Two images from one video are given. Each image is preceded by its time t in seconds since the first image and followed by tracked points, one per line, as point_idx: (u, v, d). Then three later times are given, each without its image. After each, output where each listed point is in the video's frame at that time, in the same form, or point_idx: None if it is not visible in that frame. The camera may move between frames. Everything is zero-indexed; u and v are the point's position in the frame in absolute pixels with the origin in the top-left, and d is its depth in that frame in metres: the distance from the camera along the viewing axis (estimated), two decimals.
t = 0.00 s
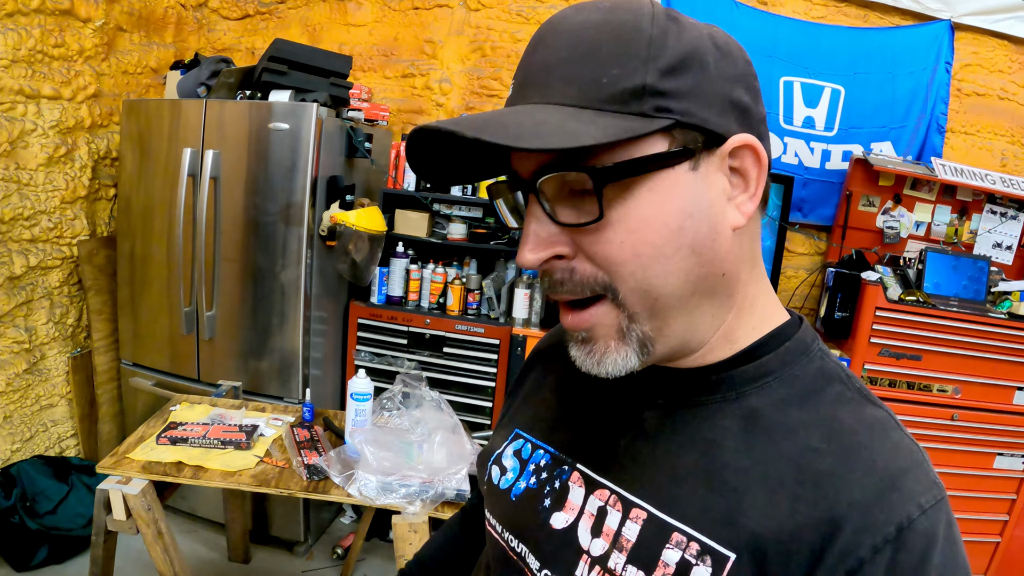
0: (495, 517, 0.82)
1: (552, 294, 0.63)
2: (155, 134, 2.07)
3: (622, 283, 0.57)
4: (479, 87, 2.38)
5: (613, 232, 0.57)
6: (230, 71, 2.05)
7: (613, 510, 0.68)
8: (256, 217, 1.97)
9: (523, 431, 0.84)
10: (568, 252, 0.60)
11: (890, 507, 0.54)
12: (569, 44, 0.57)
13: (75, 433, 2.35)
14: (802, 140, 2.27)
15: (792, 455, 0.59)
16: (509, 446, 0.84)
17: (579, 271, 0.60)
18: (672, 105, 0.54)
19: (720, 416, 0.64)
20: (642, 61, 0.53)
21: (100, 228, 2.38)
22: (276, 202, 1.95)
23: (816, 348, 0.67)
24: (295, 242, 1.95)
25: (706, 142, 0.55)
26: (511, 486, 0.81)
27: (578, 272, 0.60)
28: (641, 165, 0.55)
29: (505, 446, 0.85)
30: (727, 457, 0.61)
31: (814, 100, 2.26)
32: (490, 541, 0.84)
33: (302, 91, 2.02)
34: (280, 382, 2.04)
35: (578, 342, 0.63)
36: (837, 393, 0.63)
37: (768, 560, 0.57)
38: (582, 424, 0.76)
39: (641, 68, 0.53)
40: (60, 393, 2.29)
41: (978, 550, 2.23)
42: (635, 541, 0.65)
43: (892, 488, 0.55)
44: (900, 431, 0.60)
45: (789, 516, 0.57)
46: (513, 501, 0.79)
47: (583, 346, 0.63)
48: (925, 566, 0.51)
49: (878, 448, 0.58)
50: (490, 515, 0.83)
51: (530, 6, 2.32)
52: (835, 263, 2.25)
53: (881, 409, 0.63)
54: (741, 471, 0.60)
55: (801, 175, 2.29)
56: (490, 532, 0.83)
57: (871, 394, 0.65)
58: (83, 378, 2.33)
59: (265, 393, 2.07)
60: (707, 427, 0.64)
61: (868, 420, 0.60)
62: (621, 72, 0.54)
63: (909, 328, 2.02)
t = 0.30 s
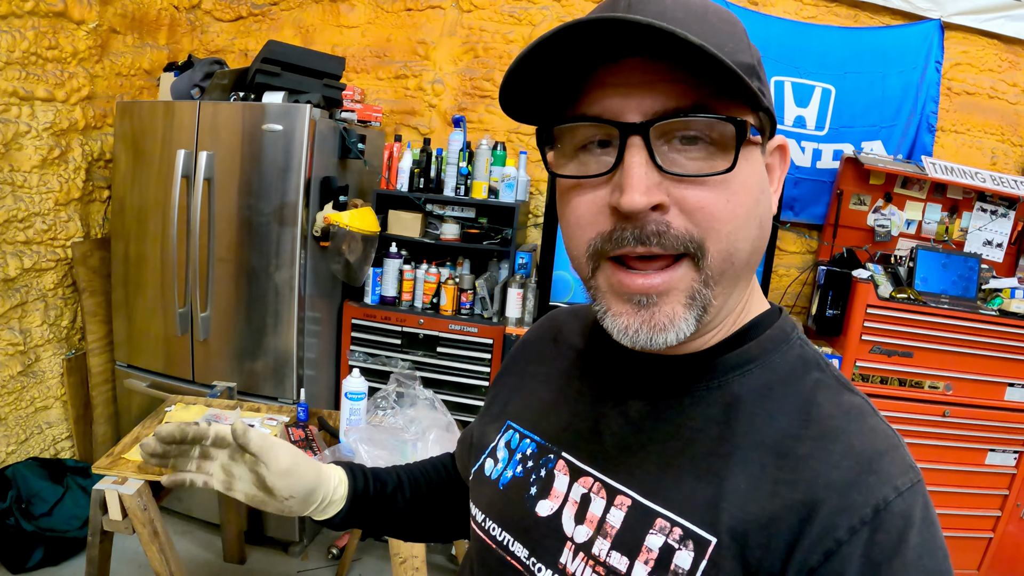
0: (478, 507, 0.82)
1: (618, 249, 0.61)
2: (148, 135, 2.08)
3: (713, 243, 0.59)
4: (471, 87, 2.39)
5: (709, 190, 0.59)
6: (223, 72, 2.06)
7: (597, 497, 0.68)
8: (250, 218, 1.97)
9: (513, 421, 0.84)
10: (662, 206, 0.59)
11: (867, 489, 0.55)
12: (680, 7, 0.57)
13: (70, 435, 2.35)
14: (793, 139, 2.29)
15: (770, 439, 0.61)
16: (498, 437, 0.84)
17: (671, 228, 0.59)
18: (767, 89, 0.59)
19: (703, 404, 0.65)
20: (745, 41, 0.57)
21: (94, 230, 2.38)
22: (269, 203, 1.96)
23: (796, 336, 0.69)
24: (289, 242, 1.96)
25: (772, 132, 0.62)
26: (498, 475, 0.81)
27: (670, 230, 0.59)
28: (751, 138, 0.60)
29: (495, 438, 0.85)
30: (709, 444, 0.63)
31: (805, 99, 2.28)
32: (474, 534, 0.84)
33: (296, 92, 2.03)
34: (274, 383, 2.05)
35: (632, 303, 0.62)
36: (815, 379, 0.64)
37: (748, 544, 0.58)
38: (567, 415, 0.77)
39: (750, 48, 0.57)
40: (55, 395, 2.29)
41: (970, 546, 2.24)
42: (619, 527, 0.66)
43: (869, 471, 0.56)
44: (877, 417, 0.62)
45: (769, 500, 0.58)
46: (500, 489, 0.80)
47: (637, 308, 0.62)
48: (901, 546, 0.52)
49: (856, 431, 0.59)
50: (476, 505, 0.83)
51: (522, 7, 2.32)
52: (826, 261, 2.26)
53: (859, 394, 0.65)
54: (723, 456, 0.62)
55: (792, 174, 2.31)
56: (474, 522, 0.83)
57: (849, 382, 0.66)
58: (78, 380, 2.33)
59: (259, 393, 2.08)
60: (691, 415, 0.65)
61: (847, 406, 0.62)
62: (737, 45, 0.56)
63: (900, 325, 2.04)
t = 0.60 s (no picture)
0: (474, 507, 0.84)
1: (598, 257, 0.63)
2: (144, 140, 2.09)
3: (691, 253, 0.61)
4: (465, 90, 2.41)
5: (687, 203, 0.60)
6: (219, 76, 2.07)
7: (585, 495, 0.70)
8: (246, 221, 1.98)
9: (509, 424, 0.86)
10: (641, 217, 0.61)
11: (845, 488, 0.56)
12: (663, 22, 0.58)
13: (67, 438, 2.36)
14: (785, 141, 2.31)
15: (752, 440, 0.62)
16: (496, 439, 0.86)
17: (650, 238, 0.61)
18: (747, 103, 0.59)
19: (685, 406, 0.67)
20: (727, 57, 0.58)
21: (91, 233, 2.39)
22: (265, 205, 1.97)
23: (780, 340, 0.70)
24: (285, 245, 1.97)
25: (754, 143, 0.63)
26: (493, 475, 0.83)
27: (649, 240, 0.61)
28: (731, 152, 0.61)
29: (492, 439, 0.87)
30: (692, 445, 0.64)
31: (797, 101, 2.30)
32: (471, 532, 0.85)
33: (291, 96, 2.04)
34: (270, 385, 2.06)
35: (613, 306, 0.63)
36: (798, 382, 0.66)
37: (728, 542, 0.59)
38: (557, 417, 0.78)
39: (731, 63, 0.58)
40: (52, 398, 2.30)
41: (963, 544, 2.26)
42: (605, 524, 0.67)
43: (847, 471, 0.57)
44: (857, 420, 0.63)
45: (749, 499, 0.59)
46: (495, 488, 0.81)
47: (617, 310, 0.63)
48: (878, 544, 0.53)
49: (835, 433, 0.60)
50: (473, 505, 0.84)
51: (515, 10, 2.34)
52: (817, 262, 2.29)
53: (840, 397, 0.66)
54: (706, 456, 0.63)
55: (784, 175, 2.33)
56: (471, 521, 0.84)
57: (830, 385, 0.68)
58: (75, 382, 2.34)
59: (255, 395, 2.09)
60: (675, 416, 0.67)
61: (828, 409, 0.63)
62: (718, 60, 0.57)
63: (892, 325, 2.05)
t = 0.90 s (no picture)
0: (473, 514, 0.85)
1: (589, 280, 0.64)
2: (142, 145, 2.10)
3: (679, 272, 0.62)
4: (461, 95, 2.42)
5: (673, 226, 0.62)
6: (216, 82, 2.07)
7: (577, 504, 0.71)
8: (244, 227, 2.00)
9: (505, 435, 0.87)
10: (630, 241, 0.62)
11: (821, 493, 0.58)
12: (647, 53, 0.59)
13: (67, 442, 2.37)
14: (779, 144, 2.33)
15: (733, 449, 0.64)
16: (492, 449, 0.88)
17: (638, 260, 0.62)
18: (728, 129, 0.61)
19: (672, 417, 0.68)
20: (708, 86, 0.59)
21: (89, 238, 2.40)
22: (263, 211, 1.98)
23: (763, 354, 0.72)
24: (283, 250, 1.99)
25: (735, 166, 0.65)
26: (489, 483, 0.84)
27: (637, 262, 0.62)
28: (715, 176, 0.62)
29: (488, 449, 0.88)
30: (677, 454, 0.66)
31: (791, 104, 2.31)
32: (469, 536, 0.87)
33: (288, 102, 2.06)
34: (268, 388, 2.07)
35: (604, 326, 0.64)
36: (779, 395, 0.67)
37: (712, 549, 0.60)
38: (549, 426, 0.80)
39: (712, 91, 0.59)
40: (51, 402, 2.31)
41: (957, 544, 2.27)
42: (596, 531, 0.68)
43: (823, 477, 0.59)
44: (835, 428, 0.64)
45: (730, 505, 0.61)
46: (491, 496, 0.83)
47: (608, 330, 0.64)
48: (853, 545, 0.54)
49: (812, 441, 0.62)
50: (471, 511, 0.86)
51: (510, 15, 2.35)
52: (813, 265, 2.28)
53: (820, 407, 0.67)
54: (691, 465, 0.64)
55: (778, 179, 2.34)
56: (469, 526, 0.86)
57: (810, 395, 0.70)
58: (74, 387, 2.35)
59: (254, 399, 2.11)
60: (662, 426, 0.68)
61: (806, 418, 0.65)
62: (700, 88, 0.58)
63: (885, 327, 2.07)
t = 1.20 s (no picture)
0: (468, 518, 0.85)
1: (528, 304, 0.68)
2: (137, 148, 2.10)
3: (606, 305, 0.62)
4: (456, 97, 2.42)
5: (599, 260, 0.61)
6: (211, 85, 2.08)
7: (570, 511, 0.71)
8: (239, 230, 2.00)
9: (500, 440, 0.87)
10: (558, 272, 0.64)
11: (810, 501, 0.58)
12: (594, 81, 0.60)
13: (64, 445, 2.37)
14: (774, 146, 2.33)
15: (724, 459, 0.63)
16: (487, 454, 0.87)
17: (565, 291, 0.64)
18: (678, 155, 0.59)
19: (662, 425, 0.68)
20: (658, 112, 0.58)
21: (85, 241, 2.40)
22: (258, 215, 1.98)
23: (755, 366, 0.71)
24: (277, 254, 1.99)
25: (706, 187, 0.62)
26: (484, 488, 0.84)
27: (564, 292, 0.64)
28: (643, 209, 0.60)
29: (484, 454, 0.88)
30: (667, 463, 0.65)
31: (786, 105, 2.31)
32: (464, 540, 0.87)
33: (283, 105, 2.06)
34: (265, 391, 2.08)
35: (546, 347, 0.68)
36: (770, 406, 0.67)
37: (701, 555, 0.61)
38: (541, 433, 0.80)
39: (656, 119, 0.58)
40: (48, 406, 2.31)
41: (953, 545, 2.28)
42: (588, 538, 0.69)
43: (813, 486, 0.59)
44: (825, 438, 0.65)
45: (719, 514, 0.61)
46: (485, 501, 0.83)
47: (548, 351, 0.67)
48: (842, 554, 0.55)
49: (802, 451, 0.62)
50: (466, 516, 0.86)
51: (505, 17, 2.36)
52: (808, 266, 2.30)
53: (812, 420, 0.67)
54: (681, 474, 0.64)
55: (774, 179, 2.34)
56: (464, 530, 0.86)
57: (801, 405, 0.69)
58: (70, 390, 2.36)
59: (250, 402, 2.11)
60: (652, 434, 0.67)
61: (796, 428, 0.65)
62: (639, 117, 0.58)
63: (880, 328, 2.07)
